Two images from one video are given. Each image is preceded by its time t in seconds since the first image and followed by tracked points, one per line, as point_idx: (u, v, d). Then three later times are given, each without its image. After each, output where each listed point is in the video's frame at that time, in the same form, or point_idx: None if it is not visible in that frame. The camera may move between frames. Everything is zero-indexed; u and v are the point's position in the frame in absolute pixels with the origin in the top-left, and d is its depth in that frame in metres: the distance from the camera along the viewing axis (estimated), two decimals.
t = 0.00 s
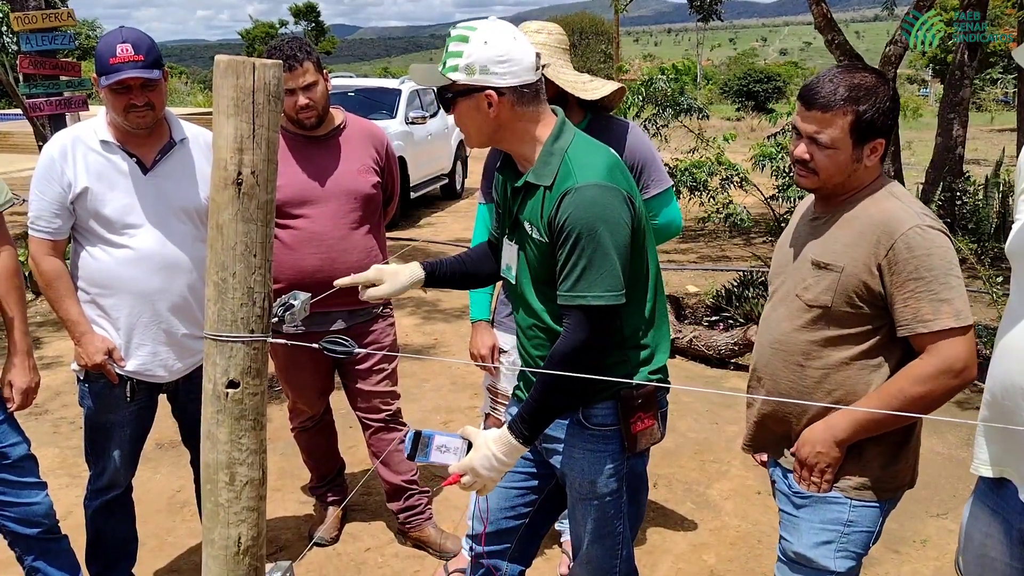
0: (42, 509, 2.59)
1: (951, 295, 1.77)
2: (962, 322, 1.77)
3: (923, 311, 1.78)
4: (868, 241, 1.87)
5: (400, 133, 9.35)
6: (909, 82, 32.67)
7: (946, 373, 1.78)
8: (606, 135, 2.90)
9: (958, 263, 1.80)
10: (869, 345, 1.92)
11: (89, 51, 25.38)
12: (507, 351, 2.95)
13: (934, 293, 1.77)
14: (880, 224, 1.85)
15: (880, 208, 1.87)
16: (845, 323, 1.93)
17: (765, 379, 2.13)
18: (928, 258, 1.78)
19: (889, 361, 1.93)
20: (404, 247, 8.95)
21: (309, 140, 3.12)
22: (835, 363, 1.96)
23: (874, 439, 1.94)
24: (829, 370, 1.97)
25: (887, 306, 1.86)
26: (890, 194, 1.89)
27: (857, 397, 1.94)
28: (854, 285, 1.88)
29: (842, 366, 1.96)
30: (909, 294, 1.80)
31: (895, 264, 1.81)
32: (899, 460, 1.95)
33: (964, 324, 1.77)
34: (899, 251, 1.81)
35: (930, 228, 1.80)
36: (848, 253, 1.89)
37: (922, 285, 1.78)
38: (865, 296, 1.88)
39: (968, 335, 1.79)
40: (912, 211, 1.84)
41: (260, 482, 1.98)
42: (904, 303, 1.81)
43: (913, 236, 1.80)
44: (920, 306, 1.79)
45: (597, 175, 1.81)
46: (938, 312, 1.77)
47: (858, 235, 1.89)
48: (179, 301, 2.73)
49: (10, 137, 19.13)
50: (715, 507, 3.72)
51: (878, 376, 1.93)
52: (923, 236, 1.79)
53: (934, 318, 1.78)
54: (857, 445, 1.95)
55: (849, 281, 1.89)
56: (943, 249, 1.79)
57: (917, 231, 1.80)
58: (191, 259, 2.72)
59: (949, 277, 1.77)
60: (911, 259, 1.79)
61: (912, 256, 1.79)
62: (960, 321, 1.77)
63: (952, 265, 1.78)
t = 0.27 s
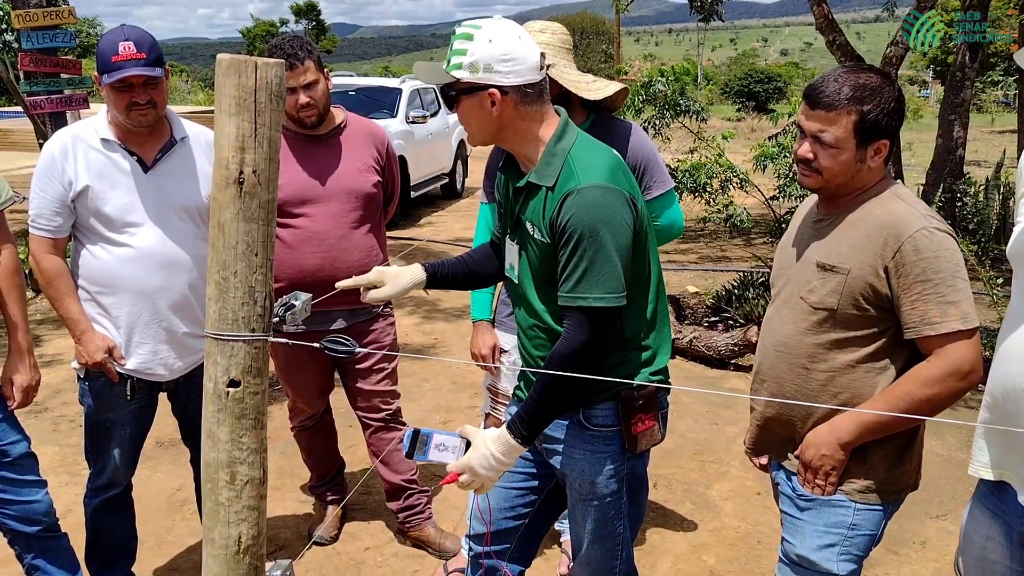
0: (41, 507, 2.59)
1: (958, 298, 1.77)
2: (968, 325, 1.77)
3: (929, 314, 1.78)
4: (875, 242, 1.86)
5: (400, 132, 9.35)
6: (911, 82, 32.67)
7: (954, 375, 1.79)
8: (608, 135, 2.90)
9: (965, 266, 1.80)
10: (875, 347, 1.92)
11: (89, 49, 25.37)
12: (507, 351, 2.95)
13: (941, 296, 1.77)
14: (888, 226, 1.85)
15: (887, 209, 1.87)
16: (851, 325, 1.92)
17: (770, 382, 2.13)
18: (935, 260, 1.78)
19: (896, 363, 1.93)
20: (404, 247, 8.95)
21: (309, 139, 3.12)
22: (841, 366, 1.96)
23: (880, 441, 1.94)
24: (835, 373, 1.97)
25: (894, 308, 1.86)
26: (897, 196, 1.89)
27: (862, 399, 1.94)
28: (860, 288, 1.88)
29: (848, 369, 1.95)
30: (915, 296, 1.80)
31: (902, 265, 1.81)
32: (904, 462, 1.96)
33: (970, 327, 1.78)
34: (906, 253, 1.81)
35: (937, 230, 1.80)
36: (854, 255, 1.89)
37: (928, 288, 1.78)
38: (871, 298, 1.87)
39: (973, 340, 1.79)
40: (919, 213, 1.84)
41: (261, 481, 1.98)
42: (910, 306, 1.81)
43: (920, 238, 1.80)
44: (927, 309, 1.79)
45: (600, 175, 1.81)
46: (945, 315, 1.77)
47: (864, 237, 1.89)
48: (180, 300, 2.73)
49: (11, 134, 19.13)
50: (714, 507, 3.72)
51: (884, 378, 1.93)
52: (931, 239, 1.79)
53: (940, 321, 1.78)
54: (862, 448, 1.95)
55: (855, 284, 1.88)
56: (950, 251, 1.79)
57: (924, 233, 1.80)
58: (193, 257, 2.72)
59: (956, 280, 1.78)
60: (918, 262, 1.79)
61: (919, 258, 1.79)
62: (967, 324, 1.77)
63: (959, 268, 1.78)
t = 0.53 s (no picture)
0: (42, 505, 2.59)
1: (959, 303, 1.78)
2: (970, 331, 1.77)
3: (930, 318, 1.79)
4: (876, 246, 1.87)
5: (400, 132, 9.35)
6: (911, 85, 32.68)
7: (954, 381, 1.79)
8: (611, 137, 2.90)
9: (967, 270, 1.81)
10: (876, 351, 1.93)
11: (90, 48, 25.38)
12: (507, 351, 2.96)
13: (942, 301, 1.78)
14: (889, 229, 1.85)
15: (889, 213, 1.88)
16: (852, 329, 1.93)
17: (769, 384, 2.13)
18: (937, 265, 1.78)
19: (897, 368, 1.94)
20: (405, 247, 8.95)
21: (311, 139, 3.13)
22: (841, 369, 1.97)
23: (880, 445, 1.95)
24: (835, 377, 1.98)
25: (894, 312, 1.87)
26: (900, 200, 1.90)
27: (862, 403, 1.95)
28: (862, 292, 1.88)
29: (848, 373, 1.96)
30: (916, 301, 1.80)
31: (903, 270, 1.82)
32: (904, 466, 1.96)
33: (971, 332, 1.78)
34: (908, 257, 1.81)
35: (939, 235, 1.80)
36: (856, 258, 1.90)
37: (929, 292, 1.79)
38: (872, 301, 1.88)
39: (974, 345, 1.80)
40: (921, 217, 1.84)
41: (262, 481, 1.98)
42: (911, 310, 1.81)
43: (922, 243, 1.80)
44: (927, 313, 1.79)
45: (603, 178, 1.81)
46: (946, 320, 1.78)
47: (866, 240, 1.89)
48: (181, 299, 2.73)
49: (11, 133, 19.13)
50: (713, 508, 3.73)
51: (884, 382, 1.93)
52: (932, 243, 1.80)
53: (940, 326, 1.78)
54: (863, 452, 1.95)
55: (856, 287, 1.89)
56: (952, 256, 1.79)
57: (926, 237, 1.80)
58: (194, 257, 2.73)
59: (958, 285, 1.78)
60: (920, 266, 1.80)
61: (920, 262, 1.79)
62: (967, 330, 1.78)
63: (961, 273, 1.79)
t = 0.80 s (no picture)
0: (43, 503, 2.59)
1: (956, 306, 1.78)
2: (966, 334, 1.78)
3: (926, 321, 1.79)
4: (875, 247, 1.87)
5: (400, 132, 9.35)
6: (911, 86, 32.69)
7: (949, 384, 1.79)
8: (613, 137, 2.90)
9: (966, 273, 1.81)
10: (875, 352, 1.93)
11: (90, 47, 25.39)
12: (507, 351, 2.96)
13: (939, 303, 1.78)
14: (888, 230, 1.86)
15: (890, 214, 1.88)
16: (851, 329, 1.93)
17: (767, 382, 2.13)
18: (935, 267, 1.79)
19: (895, 370, 1.94)
20: (405, 247, 8.95)
21: (311, 137, 3.13)
22: (840, 371, 1.97)
23: (878, 448, 1.95)
24: (834, 378, 1.98)
25: (892, 313, 1.87)
26: (901, 201, 1.90)
27: (859, 405, 1.95)
28: (860, 292, 1.88)
29: (847, 374, 1.96)
30: (913, 303, 1.80)
31: (900, 271, 1.82)
32: (903, 469, 1.96)
33: (967, 336, 1.78)
34: (906, 258, 1.81)
35: (938, 237, 1.80)
36: (855, 258, 1.90)
37: (927, 294, 1.79)
38: (870, 302, 1.88)
39: (971, 349, 1.80)
40: (921, 219, 1.84)
41: (263, 479, 1.98)
42: (908, 312, 1.82)
43: (920, 244, 1.80)
44: (924, 315, 1.79)
45: (606, 179, 1.81)
46: (943, 322, 1.78)
47: (865, 241, 1.89)
48: (181, 298, 2.73)
49: (11, 132, 19.14)
50: (713, 509, 3.73)
51: (881, 384, 1.93)
52: (932, 245, 1.80)
53: (937, 328, 1.78)
54: (861, 454, 1.96)
55: (854, 288, 1.89)
56: (951, 259, 1.79)
57: (925, 239, 1.80)
58: (195, 256, 2.73)
59: (956, 287, 1.78)
60: (917, 268, 1.80)
61: (918, 264, 1.80)
62: (964, 333, 1.78)
63: (960, 276, 1.78)
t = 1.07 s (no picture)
0: (44, 502, 2.59)
1: (957, 307, 1.78)
2: (967, 335, 1.78)
3: (927, 323, 1.79)
4: (876, 249, 1.87)
5: (401, 132, 9.35)
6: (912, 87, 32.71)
7: (951, 386, 1.79)
8: (615, 137, 2.90)
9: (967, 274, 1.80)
10: (877, 355, 1.93)
11: (90, 46, 25.40)
12: (508, 351, 2.96)
13: (940, 305, 1.78)
14: (889, 231, 1.86)
15: (890, 215, 1.88)
16: (852, 332, 1.93)
17: (769, 385, 2.14)
18: (936, 269, 1.78)
19: (897, 372, 1.94)
20: (405, 247, 8.95)
21: (312, 136, 3.13)
22: (842, 372, 1.97)
23: (883, 450, 1.95)
24: (837, 381, 1.98)
25: (893, 315, 1.87)
26: (901, 202, 1.90)
27: (863, 407, 1.95)
28: (861, 294, 1.88)
29: (850, 376, 1.96)
30: (914, 304, 1.80)
31: (901, 273, 1.82)
32: (908, 471, 1.96)
33: (969, 337, 1.79)
34: (906, 260, 1.81)
35: (939, 238, 1.80)
36: (855, 261, 1.90)
37: (928, 296, 1.79)
38: (871, 304, 1.88)
39: (971, 351, 1.80)
40: (922, 220, 1.84)
41: (263, 478, 1.98)
42: (909, 314, 1.82)
43: (921, 245, 1.80)
44: (925, 317, 1.79)
45: (597, 177, 1.81)
46: (944, 324, 1.78)
47: (865, 243, 1.89)
48: (182, 297, 2.73)
49: (11, 131, 19.14)
50: (713, 509, 3.73)
51: (884, 386, 1.94)
52: (933, 247, 1.80)
53: (938, 330, 1.78)
54: (865, 455, 1.95)
55: (855, 289, 1.89)
56: (951, 259, 1.79)
57: (925, 240, 1.80)
58: (196, 255, 2.73)
59: (956, 289, 1.78)
60: (918, 270, 1.80)
61: (918, 266, 1.80)
62: (965, 335, 1.78)
63: (961, 277, 1.78)
